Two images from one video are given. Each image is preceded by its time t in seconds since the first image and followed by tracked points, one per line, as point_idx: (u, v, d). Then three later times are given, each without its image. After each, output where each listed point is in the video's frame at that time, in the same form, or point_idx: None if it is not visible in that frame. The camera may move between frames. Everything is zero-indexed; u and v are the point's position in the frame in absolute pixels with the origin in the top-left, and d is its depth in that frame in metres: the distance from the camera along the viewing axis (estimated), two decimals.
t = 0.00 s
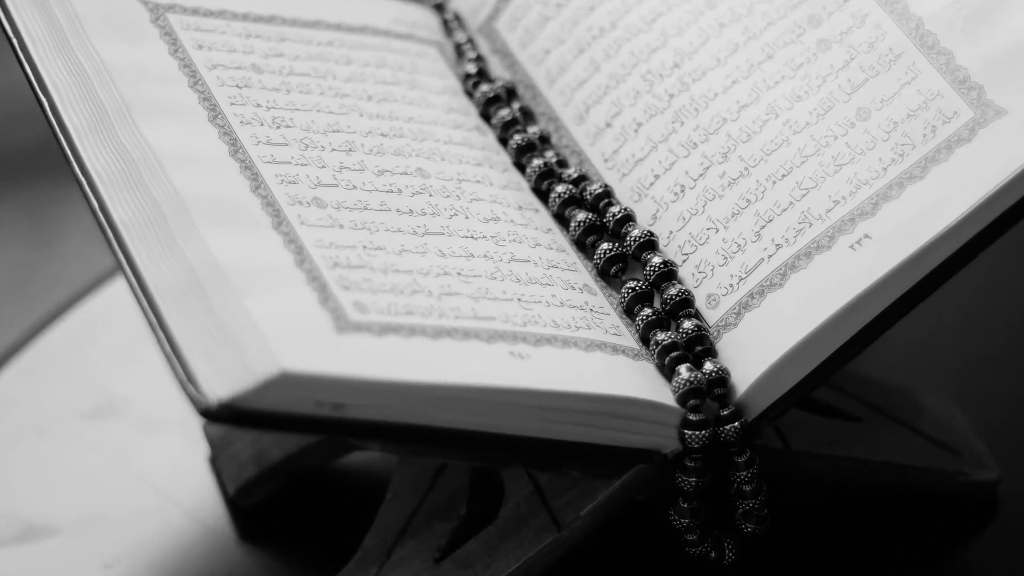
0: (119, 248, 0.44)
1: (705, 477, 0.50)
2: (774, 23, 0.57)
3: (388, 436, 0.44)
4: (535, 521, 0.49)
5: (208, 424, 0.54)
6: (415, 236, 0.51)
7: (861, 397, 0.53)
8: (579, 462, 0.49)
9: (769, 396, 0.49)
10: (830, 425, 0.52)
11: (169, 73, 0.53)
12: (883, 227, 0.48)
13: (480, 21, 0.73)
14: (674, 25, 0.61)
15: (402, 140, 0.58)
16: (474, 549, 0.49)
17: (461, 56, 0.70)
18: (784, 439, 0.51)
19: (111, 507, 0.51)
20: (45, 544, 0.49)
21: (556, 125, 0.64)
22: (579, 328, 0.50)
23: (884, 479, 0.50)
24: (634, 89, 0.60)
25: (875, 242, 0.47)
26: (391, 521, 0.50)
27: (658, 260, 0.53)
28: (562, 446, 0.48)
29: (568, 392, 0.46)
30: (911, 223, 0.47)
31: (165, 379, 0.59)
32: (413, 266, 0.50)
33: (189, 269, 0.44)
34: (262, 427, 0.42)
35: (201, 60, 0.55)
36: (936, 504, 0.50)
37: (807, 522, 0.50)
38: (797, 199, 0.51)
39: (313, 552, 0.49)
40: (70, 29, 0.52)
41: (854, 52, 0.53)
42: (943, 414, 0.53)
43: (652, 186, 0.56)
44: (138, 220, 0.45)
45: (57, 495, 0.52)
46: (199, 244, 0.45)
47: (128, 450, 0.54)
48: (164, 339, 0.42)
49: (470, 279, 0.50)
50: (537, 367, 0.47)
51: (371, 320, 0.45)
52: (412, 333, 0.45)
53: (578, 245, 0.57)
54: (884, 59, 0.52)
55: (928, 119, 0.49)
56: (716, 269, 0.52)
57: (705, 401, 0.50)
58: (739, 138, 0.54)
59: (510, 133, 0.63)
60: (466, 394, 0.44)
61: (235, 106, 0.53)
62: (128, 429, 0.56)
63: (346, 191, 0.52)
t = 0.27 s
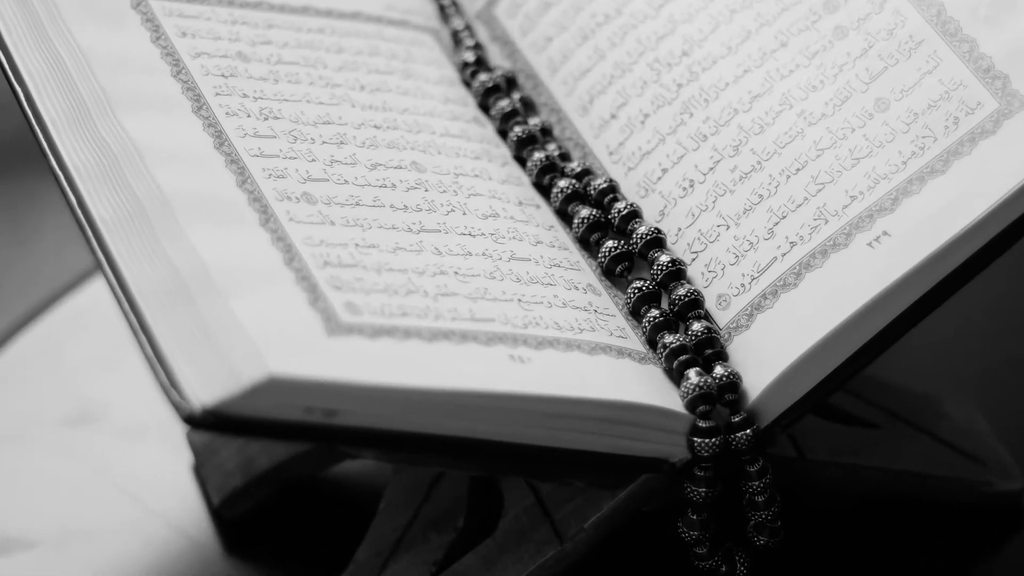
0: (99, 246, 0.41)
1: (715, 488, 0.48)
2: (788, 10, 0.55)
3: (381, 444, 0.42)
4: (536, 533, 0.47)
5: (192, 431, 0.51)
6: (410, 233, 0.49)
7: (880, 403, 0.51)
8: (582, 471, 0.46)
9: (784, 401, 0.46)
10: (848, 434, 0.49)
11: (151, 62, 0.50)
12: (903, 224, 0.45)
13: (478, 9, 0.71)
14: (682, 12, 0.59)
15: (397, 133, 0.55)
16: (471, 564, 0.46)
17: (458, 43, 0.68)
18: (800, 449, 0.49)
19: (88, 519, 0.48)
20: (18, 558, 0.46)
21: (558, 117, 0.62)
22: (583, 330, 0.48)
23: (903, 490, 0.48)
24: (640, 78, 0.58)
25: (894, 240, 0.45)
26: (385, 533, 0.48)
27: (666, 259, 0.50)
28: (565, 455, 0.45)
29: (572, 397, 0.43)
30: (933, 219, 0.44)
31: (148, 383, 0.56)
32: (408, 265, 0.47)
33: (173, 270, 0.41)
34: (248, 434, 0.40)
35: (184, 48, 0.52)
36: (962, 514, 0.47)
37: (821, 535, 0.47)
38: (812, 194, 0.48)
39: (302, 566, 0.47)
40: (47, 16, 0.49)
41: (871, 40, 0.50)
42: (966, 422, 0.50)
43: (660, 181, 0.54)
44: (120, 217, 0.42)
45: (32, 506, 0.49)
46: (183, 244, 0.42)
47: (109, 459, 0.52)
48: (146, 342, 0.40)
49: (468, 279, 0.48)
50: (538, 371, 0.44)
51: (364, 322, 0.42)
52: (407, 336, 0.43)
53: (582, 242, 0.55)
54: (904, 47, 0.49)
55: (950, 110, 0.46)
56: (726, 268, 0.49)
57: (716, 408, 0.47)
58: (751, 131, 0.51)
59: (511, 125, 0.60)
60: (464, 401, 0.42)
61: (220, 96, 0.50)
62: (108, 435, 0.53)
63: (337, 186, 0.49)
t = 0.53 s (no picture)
0: (76, 245, 0.39)
1: (726, 499, 0.45)
2: None
3: (374, 453, 0.39)
4: (539, 546, 0.45)
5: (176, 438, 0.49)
6: (405, 230, 0.46)
7: (900, 409, 0.48)
8: (586, 481, 0.44)
9: (799, 406, 0.44)
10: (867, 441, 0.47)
11: (132, 50, 0.48)
12: (924, 220, 0.43)
13: None
14: None
15: (391, 125, 0.53)
16: None
17: (455, 30, 0.65)
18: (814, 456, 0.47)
19: (66, 532, 0.46)
20: None
21: (561, 107, 0.59)
22: (586, 332, 0.45)
23: (924, 500, 0.44)
24: (646, 66, 0.56)
25: (915, 237, 0.42)
26: (379, 547, 0.45)
27: (674, 257, 0.48)
28: (568, 465, 0.43)
29: (576, 403, 0.41)
30: (957, 215, 0.42)
31: (130, 387, 0.54)
32: (402, 264, 0.45)
33: (155, 271, 0.39)
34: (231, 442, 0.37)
35: (167, 35, 0.50)
36: (986, 524, 0.43)
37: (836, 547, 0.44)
38: (829, 189, 0.46)
39: None
40: (23, 3, 0.47)
41: (891, 26, 0.48)
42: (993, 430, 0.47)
43: (668, 176, 0.52)
44: (98, 213, 0.40)
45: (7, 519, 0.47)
46: (166, 243, 0.40)
47: (88, 468, 0.49)
48: (126, 346, 0.37)
49: (465, 279, 0.45)
50: (539, 376, 0.42)
51: (356, 324, 0.40)
52: (401, 338, 0.41)
53: (585, 240, 0.52)
54: (925, 35, 0.47)
55: (974, 101, 0.44)
56: (738, 266, 0.47)
57: (727, 414, 0.45)
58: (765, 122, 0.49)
59: (511, 116, 0.58)
60: (462, 407, 0.39)
61: (204, 86, 0.48)
62: (88, 442, 0.51)
63: (328, 180, 0.47)
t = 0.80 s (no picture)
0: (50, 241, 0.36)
1: (738, 510, 0.43)
2: None
3: (365, 463, 0.37)
4: (542, 559, 0.43)
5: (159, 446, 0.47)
6: (399, 227, 0.44)
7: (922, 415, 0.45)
8: (591, 492, 0.41)
9: (815, 413, 0.42)
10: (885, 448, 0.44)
11: (111, 38, 0.45)
12: (946, 217, 0.40)
13: None
14: None
15: (384, 116, 0.50)
16: None
17: (452, 16, 0.63)
18: (830, 466, 0.44)
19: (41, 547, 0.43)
20: None
21: (564, 97, 0.57)
22: (590, 334, 0.43)
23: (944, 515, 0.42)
24: (654, 54, 0.54)
25: (937, 234, 0.40)
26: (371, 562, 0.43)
27: (683, 255, 0.46)
28: (572, 475, 0.40)
29: (580, 410, 0.39)
30: (982, 211, 0.40)
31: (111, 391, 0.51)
32: (396, 263, 0.42)
33: (135, 269, 0.36)
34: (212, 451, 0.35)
35: (148, 22, 0.47)
36: (1008, 537, 0.41)
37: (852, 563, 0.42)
38: (846, 183, 0.43)
39: None
40: None
41: (912, 12, 0.46)
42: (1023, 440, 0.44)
43: (676, 170, 0.49)
44: (76, 209, 0.37)
45: None
46: (146, 242, 0.37)
47: (67, 477, 0.47)
48: (103, 350, 0.34)
49: (463, 278, 0.43)
50: (540, 381, 0.39)
51: (347, 326, 0.38)
52: (395, 341, 0.38)
53: (590, 237, 0.50)
54: (948, 22, 0.45)
55: (1000, 91, 0.42)
56: (751, 265, 0.45)
57: (738, 421, 0.42)
58: (778, 113, 0.47)
59: (510, 107, 0.56)
60: (460, 413, 0.37)
61: (187, 75, 0.46)
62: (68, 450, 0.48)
63: (318, 174, 0.44)
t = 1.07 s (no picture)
0: (27, 237, 0.34)
1: (750, 523, 0.40)
2: None
3: (357, 474, 0.35)
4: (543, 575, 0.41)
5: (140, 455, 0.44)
6: (393, 224, 0.42)
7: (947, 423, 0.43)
8: (599, 504, 0.39)
9: (832, 420, 0.40)
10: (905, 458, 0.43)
11: (90, 25, 0.43)
12: (970, 214, 0.38)
13: None
14: None
15: (378, 107, 0.48)
16: None
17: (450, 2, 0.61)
18: (849, 476, 0.42)
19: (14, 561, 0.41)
20: None
21: (567, 86, 0.55)
22: (594, 336, 0.41)
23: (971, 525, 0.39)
24: (661, 41, 0.52)
25: (960, 231, 0.38)
26: None
27: (693, 253, 0.43)
28: (577, 486, 0.38)
29: (585, 417, 0.36)
30: (1009, 206, 0.37)
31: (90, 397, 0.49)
32: (389, 261, 0.40)
33: (116, 269, 0.34)
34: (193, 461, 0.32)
35: (128, 7, 0.45)
36: None
37: None
38: (865, 178, 0.41)
39: None
40: None
41: None
42: None
43: (685, 163, 0.47)
44: (53, 204, 0.35)
45: None
46: (126, 239, 0.35)
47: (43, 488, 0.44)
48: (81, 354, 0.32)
49: (460, 278, 0.41)
50: (542, 386, 0.37)
51: (338, 329, 0.36)
52: (389, 344, 0.36)
53: (594, 235, 0.48)
54: (973, 7, 0.42)
55: None
56: (764, 264, 0.42)
57: (751, 429, 0.40)
58: (793, 104, 0.45)
59: (510, 96, 0.54)
60: (457, 421, 0.35)
61: (169, 63, 0.43)
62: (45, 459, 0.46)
63: (307, 168, 0.42)
